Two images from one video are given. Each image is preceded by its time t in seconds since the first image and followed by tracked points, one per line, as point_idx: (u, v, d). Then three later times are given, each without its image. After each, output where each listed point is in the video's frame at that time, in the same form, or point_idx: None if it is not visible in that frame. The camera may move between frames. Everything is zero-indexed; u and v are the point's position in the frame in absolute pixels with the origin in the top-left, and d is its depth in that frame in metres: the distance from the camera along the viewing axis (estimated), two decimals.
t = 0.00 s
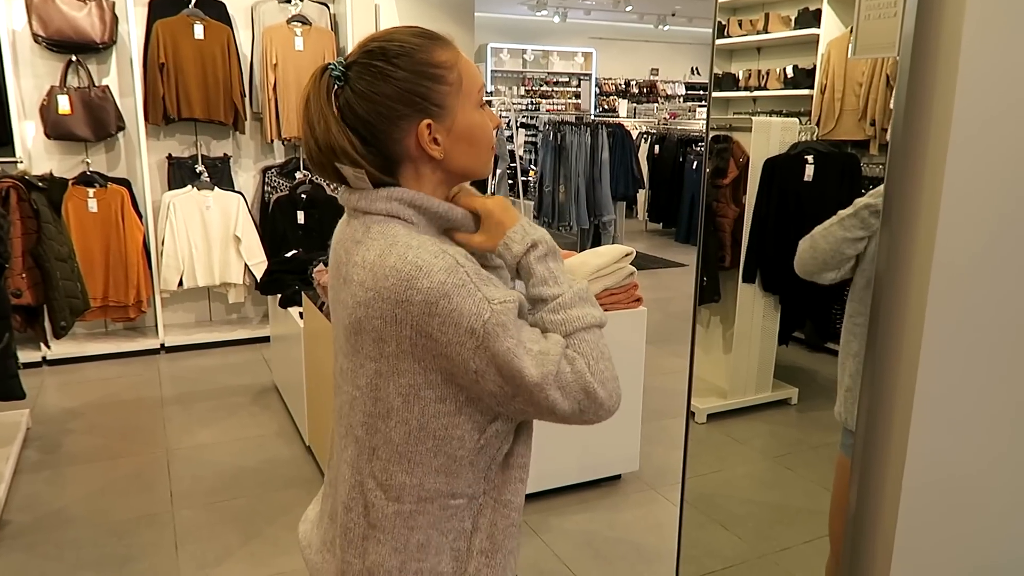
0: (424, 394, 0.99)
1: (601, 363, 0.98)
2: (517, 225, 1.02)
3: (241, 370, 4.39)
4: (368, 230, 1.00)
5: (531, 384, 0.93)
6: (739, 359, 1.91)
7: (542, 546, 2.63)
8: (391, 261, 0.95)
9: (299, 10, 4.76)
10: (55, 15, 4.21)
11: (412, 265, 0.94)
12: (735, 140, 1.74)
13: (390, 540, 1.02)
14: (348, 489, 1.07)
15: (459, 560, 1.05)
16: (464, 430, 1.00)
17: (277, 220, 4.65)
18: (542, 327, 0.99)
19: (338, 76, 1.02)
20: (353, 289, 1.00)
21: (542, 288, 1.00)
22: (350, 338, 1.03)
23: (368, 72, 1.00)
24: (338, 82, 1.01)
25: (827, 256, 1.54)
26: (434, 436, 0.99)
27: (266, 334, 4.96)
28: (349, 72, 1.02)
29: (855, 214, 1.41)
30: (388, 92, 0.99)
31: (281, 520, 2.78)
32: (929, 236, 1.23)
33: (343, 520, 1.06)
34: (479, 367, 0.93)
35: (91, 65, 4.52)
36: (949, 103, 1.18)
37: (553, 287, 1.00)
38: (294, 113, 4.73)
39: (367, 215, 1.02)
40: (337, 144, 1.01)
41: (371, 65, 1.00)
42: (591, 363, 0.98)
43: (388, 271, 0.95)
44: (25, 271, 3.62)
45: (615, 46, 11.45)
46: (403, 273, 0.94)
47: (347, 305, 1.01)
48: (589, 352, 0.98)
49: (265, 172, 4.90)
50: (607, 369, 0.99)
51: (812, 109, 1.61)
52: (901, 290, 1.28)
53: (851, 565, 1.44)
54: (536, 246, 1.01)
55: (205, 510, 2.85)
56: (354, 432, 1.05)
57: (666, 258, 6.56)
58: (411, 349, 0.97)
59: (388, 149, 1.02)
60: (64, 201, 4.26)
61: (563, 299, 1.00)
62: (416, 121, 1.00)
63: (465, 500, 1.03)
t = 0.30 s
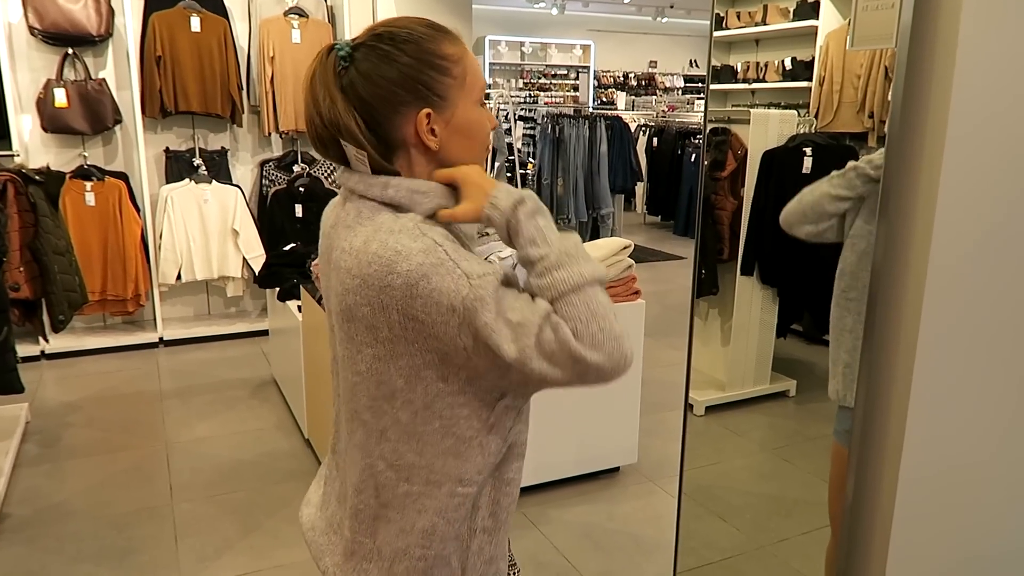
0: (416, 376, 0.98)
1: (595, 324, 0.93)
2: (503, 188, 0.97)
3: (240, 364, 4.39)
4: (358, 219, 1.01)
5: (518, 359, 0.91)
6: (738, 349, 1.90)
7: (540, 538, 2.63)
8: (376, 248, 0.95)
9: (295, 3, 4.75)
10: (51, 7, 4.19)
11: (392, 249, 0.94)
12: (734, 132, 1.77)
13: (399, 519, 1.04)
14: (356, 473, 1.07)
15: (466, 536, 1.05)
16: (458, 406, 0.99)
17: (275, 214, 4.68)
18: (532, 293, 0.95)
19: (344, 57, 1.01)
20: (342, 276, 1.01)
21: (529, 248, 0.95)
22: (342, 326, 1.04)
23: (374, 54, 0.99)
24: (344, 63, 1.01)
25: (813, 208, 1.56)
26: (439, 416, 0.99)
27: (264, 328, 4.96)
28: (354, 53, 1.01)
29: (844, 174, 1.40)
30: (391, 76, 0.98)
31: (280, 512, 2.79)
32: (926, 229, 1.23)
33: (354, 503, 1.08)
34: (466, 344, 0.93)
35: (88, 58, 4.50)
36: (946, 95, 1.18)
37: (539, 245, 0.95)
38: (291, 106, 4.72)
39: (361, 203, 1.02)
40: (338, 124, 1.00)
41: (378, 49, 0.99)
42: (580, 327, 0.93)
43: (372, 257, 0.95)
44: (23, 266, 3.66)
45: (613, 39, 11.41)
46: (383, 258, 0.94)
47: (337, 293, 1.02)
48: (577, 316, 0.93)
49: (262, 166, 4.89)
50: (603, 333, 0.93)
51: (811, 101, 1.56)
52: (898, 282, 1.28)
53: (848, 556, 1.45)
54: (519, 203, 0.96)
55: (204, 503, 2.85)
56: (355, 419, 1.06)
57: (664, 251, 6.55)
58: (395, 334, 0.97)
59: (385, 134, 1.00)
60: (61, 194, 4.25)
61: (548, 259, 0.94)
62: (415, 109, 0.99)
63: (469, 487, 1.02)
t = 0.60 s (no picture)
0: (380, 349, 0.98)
1: (501, 166, 0.82)
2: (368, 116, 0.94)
3: (236, 361, 4.39)
4: (330, 219, 1.03)
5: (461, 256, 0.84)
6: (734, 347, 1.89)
7: (536, 536, 2.64)
8: (336, 243, 0.98)
9: None
10: (47, 3, 4.17)
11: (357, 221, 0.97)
12: (730, 131, 1.78)
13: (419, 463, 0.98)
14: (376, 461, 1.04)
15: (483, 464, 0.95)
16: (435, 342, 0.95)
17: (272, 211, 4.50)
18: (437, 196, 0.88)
19: (430, 51, 1.14)
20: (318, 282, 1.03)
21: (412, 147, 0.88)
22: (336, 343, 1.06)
23: (453, 63, 1.13)
24: (427, 54, 1.13)
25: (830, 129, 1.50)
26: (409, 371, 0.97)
27: (261, 325, 4.95)
28: (438, 53, 1.14)
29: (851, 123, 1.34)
30: (452, 87, 1.11)
31: (277, 509, 2.79)
32: (922, 229, 1.24)
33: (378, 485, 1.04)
34: (423, 274, 0.88)
35: (85, 54, 4.49)
36: (943, 93, 1.18)
37: (416, 139, 0.88)
38: (289, 104, 4.72)
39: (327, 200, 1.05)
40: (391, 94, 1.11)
41: (460, 62, 1.13)
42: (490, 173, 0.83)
43: (337, 246, 0.97)
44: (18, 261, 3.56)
45: (611, 37, 11.41)
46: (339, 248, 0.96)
47: (320, 301, 1.04)
48: (479, 169, 0.83)
49: (259, 162, 4.79)
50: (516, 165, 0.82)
51: (807, 101, 1.55)
52: (894, 280, 1.29)
53: (843, 553, 1.45)
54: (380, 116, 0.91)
55: (201, 500, 2.85)
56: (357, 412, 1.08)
57: (660, 249, 6.56)
58: (354, 310, 0.96)
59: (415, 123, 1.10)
60: (57, 190, 4.24)
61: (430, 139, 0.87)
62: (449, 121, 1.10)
63: (474, 390, 0.94)
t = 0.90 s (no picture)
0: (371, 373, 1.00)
1: (528, 259, 0.86)
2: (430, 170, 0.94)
3: (233, 361, 4.39)
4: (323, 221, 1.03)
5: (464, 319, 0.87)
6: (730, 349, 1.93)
7: (532, 536, 2.64)
8: (329, 248, 0.97)
9: None
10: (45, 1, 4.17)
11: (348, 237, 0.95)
12: (729, 132, 1.78)
13: (412, 493, 1.06)
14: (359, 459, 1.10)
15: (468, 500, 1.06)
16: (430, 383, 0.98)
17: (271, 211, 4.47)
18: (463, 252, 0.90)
19: (378, 42, 1.02)
20: (307, 287, 1.02)
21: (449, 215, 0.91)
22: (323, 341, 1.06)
23: (404, 50, 1.01)
24: (374, 47, 1.01)
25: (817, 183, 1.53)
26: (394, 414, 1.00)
27: (258, 325, 4.95)
28: (387, 43, 1.02)
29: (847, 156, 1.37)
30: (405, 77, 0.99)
31: (273, 509, 2.79)
32: (919, 229, 1.24)
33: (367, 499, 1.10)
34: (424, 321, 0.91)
35: (82, 52, 4.48)
36: (940, 94, 1.18)
37: (458, 208, 0.90)
38: (286, 103, 4.70)
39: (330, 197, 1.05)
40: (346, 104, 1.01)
41: (410, 49, 1.01)
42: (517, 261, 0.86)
43: (330, 254, 0.96)
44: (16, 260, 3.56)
45: (610, 37, 11.42)
46: (334, 255, 0.95)
47: (307, 301, 1.04)
48: (506, 254, 0.86)
49: (257, 162, 4.86)
50: (541, 263, 0.86)
51: (806, 101, 1.57)
52: (891, 280, 1.29)
53: (839, 553, 1.45)
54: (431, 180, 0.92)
55: (197, 500, 2.85)
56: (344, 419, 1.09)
57: (658, 250, 6.57)
58: (348, 327, 0.97)
59: (378, 128, 1.01)
60: (54, 189, 4.23)
61: (472, 211, 0.89)
62: (413, 115, 1.00)
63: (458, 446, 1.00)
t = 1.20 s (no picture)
0: (374, 395, 0.97)
1: (549, 372, 0.96)
2: (491, 236, 0.99)
3: (233, 364, 4.39)
4: (339, 219, 1.01)
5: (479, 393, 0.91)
6: (732, 352, 2.00)
7: (532, 540, 2.64)
8: (351, 254, 0.94)
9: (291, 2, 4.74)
10: (46, 6, 4.18)
11: (372, 249, 0.93)
12: (728, 135, 1.76)
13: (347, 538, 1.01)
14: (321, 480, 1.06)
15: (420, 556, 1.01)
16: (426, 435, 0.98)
17: (271, 214, 4.82)
18: (495, 334, 0.98)
19: (315, 52, 1.01)
20: (318, 280, 0.99)
21: (494, 301, 0.99)
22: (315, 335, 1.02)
23: (345, 50, 1.00)
24: (314, 59, 1.01)
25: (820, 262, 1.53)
26: (381, 441, 0.97)
27: (258, 328, 4.95)
28: (325, 50, 1.01)
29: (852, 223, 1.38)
30: (360, 76, 0.98)
31: (273, 513, 2.79)
32: (917, 229, 1.24)
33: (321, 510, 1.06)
34: (444, 381, 0.92)
35: (82, 56, 4.48)
36: (937, 97, 1.18)
37: (505, 297, 0.98)
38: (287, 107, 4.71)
39: (338, 202, 1.03)
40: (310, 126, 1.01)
41: (345, 46, 1.00)
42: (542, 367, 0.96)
43: (356, 260, 0.94)
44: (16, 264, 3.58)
45: (609, 40, 11.43)
46: (364, 266, 0.93)
47: (312, 295, 1.01)
48: (536, 359, 0.96)
49: (257, 166, 4.88)
50: (558, 380, 0.97)
51: (806, 104, 1.60)
52: (889, 284, 1.29)
53: (837, 557, 1.45)
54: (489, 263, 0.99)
55: (198, 503, 2.85)
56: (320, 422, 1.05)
57: (658, 252, 6.58)
58: (366, 341, 0.95)
59: (351, 132, 1.01)
60: (55, 193, 4.23)
61: (516, 307, 0.98)
62: (383, 108, 0.99)
63: (411, 506, 0.99)
